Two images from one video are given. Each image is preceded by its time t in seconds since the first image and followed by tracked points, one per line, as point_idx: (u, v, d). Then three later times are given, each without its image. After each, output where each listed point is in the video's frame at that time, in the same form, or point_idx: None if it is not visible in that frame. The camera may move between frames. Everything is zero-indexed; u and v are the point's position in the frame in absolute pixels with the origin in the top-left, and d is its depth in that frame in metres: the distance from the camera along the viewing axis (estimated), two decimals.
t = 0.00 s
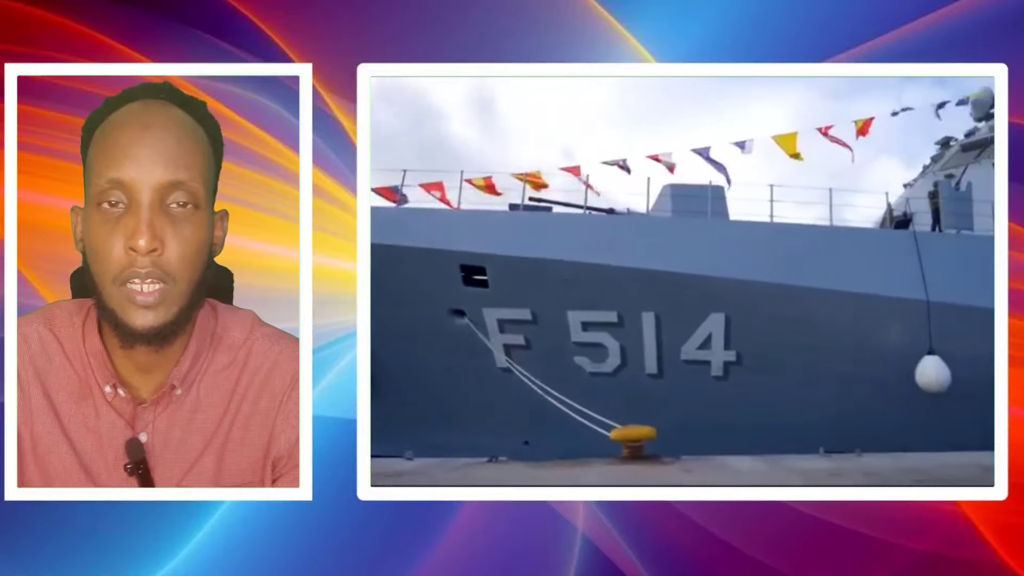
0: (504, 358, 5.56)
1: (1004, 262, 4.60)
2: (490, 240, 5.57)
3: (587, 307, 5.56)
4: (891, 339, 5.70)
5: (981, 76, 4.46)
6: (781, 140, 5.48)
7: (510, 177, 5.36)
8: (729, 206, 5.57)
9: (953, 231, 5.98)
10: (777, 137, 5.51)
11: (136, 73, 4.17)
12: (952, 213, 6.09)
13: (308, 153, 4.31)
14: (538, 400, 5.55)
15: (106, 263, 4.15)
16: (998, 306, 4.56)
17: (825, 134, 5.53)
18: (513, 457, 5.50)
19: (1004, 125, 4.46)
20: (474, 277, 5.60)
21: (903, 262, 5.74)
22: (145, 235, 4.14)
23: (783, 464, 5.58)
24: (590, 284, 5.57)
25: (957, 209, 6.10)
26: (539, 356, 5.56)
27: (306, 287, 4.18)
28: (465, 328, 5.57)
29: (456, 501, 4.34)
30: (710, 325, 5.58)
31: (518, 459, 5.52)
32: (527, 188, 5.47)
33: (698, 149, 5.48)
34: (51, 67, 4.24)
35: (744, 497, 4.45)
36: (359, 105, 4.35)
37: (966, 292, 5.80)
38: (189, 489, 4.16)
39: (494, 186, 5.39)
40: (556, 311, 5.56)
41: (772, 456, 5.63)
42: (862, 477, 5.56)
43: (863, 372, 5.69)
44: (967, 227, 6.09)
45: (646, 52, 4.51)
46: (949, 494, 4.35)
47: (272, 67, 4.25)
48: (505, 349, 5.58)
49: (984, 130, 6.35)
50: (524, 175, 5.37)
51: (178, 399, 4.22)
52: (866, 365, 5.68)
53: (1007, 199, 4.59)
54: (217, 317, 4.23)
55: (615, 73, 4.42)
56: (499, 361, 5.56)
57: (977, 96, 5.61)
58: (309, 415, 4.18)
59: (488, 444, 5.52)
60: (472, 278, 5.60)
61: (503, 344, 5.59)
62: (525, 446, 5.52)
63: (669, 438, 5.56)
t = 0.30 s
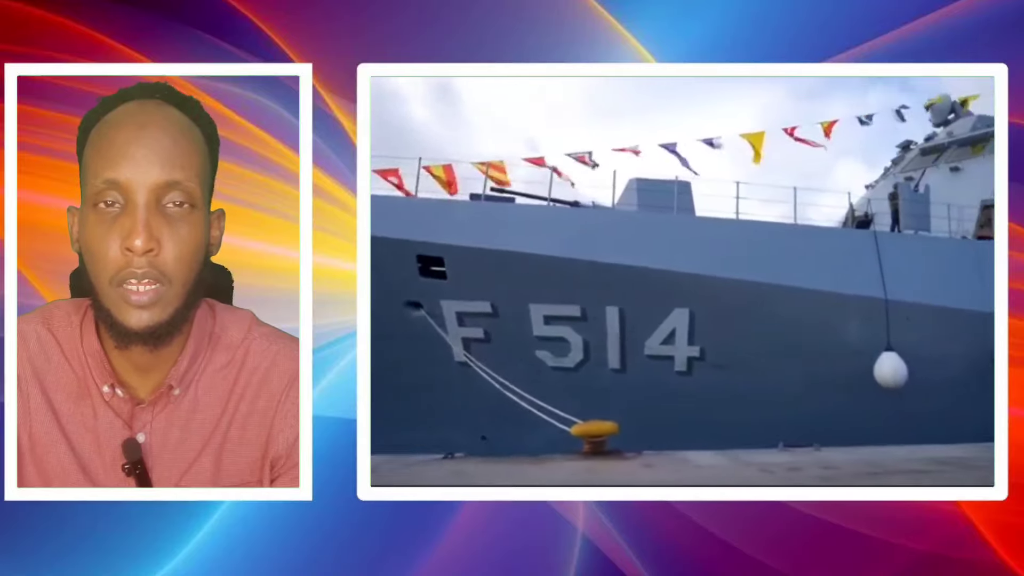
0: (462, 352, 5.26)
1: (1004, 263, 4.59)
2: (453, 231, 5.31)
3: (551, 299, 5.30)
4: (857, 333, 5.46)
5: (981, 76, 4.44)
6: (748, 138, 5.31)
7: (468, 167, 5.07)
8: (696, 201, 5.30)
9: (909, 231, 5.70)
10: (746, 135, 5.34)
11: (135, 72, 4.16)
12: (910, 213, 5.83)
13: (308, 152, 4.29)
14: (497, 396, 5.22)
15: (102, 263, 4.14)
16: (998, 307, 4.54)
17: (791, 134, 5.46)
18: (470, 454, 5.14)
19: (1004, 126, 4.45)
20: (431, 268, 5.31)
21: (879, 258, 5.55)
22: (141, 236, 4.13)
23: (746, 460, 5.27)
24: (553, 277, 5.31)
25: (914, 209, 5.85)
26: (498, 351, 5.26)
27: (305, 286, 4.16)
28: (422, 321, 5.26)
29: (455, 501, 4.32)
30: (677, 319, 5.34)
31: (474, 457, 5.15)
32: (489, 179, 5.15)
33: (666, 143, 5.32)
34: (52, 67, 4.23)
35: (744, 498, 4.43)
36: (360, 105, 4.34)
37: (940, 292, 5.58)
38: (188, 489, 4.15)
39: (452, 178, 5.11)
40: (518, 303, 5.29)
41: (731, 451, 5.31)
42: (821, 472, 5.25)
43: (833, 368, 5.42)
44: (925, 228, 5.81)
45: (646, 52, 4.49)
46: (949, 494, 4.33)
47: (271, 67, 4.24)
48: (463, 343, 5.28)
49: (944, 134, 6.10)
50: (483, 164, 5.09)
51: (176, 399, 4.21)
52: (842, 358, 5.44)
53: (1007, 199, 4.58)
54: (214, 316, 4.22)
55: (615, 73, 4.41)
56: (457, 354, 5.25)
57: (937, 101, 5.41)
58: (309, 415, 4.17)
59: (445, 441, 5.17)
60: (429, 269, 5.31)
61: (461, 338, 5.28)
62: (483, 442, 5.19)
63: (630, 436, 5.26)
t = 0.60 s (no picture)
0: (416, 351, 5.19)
1: (1004, 263, 4.56)
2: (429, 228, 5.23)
3: (511, 299, 5.24)
4: (820, 334, 5.53)
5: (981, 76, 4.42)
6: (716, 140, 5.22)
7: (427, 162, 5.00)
8: (661, 203, 5.26)
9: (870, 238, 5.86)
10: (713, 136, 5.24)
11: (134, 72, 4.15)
12: (871, 220, 6.01)
13: (307, 152, 4.27)
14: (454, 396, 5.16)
15: (99, 264, 4.13)
16: (999, 307, 4.52)
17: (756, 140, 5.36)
18: (422, 455, 5.09)
19: (1004, 125, 4.44)
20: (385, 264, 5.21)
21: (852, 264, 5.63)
22: (137, 236, 4.12)
23: (707, 461, 5.24)
24: (515, 277, 5.26)
25: (874, 216, 6.02)
26: (455, 351, 5.19)
27: (306, 287, 4.14)
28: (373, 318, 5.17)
29: (456, 501, 4.28)
30: (638, 320, 5.31)
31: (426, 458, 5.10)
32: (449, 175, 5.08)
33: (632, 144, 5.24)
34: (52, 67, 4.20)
35: (743, 498, 4.39)
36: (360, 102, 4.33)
37: (909, 299, 5.68)
38: (187, 489, 4.14)
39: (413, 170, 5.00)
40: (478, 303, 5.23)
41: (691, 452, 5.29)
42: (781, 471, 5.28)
43: (797, 368, 5.46)
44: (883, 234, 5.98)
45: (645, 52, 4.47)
46: (949, 494, 4.30)
47: (272, 67, 4.21)
48: (418, 342, 5.21)
49: (903, 146, 6.29)
50: (443, 159, 5.02)
51: (175, 399, 4.21)
52: (806, 359, 5.48)
53: (1008, 199, 4.56)
54: (213, 316, 4.21)
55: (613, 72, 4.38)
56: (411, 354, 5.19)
57: (894, 113, 5.21)
58: (309, 415, 4.16)
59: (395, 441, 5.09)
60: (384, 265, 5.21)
61: (416, 336, 5.21)
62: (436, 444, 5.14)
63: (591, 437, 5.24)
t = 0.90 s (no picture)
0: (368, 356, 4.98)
1: (1004, 263, 4.53)
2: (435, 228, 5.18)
3: (471, 302, 5.06)
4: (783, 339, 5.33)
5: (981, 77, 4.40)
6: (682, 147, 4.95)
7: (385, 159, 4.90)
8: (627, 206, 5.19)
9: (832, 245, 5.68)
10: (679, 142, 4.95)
11: (133, 72, 4.14)
12: (834, 229, 5.79)
13: (307, 152, 4.23)
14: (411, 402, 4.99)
15: (99, 264, 4.13)
16: (999, 308, 4.47)
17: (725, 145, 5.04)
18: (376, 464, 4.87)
19: (1004, 125, 4.43)
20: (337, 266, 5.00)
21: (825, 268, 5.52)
22: (137, 236, 4.12)
23: (671, 467, 5.03)
24: (476, 280, 5.07)
25: (836, 224, 5.81)
26: (412, 355, 5.01)
27: (306, 286, 4.13)
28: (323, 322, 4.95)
29: (456, 501, 4.24)
30: (602, 324, 5.16)
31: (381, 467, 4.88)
32: (405, 173, 4.93)
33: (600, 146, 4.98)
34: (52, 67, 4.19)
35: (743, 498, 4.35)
36: (359, 103, 4.18)
37: (883, 307, 5.60)
38: (187, 489, 4.14)
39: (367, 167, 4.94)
40: (437, 307, 5.04)
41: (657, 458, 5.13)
42: (746, 477, 5.11)
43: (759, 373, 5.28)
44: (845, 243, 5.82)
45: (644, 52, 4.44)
46: (949, 494, 4.28)
47: (271, 67, 4.17)
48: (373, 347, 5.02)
49: (864, 156, 6.46)
50: (401, 156, 4.90)
51: (175, 398, 4.20)
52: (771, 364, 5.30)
53: (1007, 198, 4.54)
54: (213, 315, 4.20)
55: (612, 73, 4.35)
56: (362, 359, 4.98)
57: (855, 125, 5.20)
58: (309, 415, 4.15)
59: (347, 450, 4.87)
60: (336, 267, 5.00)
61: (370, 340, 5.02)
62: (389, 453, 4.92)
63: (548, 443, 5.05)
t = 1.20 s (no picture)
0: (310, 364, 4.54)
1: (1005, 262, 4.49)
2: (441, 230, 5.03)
3: (430, 302, 4.66)
4: (751, 339, 5.01)
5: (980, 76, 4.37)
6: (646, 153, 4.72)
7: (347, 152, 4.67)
8: (594, 207, 4.88)
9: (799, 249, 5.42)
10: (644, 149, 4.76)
11: (134, 73, 4.14)
12: (798, 232, 5.53)
13: (307, 152, 4.18)
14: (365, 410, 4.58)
15: (100, 264, 4.13)
16: (998, 308, 4.39)
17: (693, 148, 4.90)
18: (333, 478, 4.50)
19: (1003, 125, 4.41)
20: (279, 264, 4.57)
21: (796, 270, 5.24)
22: (137, 236, 4.11)
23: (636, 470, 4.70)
24: (435, 279, 4.68)
25: (802, 228, 5.55)
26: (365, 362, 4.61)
27: (306, 287, 4.11)
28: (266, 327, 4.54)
29: (454, 501, 4.15)
30: (570, 326, 4.80)
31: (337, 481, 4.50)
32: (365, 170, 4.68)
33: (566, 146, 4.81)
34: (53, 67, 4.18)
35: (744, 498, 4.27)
36: (359, 103, 4.10)
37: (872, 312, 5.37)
38: (187, 489, 4.14)
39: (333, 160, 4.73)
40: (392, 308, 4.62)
41: (621, 461, 4.78)
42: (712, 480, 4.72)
43: (745, 374, 4.97)
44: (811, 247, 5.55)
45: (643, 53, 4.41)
46: (949, 494, 4.22)
47: (272, 68, 4.13)
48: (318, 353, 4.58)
49: (829, 162, 5.91)
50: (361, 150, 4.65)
51: (174, 398, 4.20)
52: (740, 365, 4.97)
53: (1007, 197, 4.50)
54: (213, 315, 4.20)
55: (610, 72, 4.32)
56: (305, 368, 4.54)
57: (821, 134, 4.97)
58: (309, 415, 4.15)
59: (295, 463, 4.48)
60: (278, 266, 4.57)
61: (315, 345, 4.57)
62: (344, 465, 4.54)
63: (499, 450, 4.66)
